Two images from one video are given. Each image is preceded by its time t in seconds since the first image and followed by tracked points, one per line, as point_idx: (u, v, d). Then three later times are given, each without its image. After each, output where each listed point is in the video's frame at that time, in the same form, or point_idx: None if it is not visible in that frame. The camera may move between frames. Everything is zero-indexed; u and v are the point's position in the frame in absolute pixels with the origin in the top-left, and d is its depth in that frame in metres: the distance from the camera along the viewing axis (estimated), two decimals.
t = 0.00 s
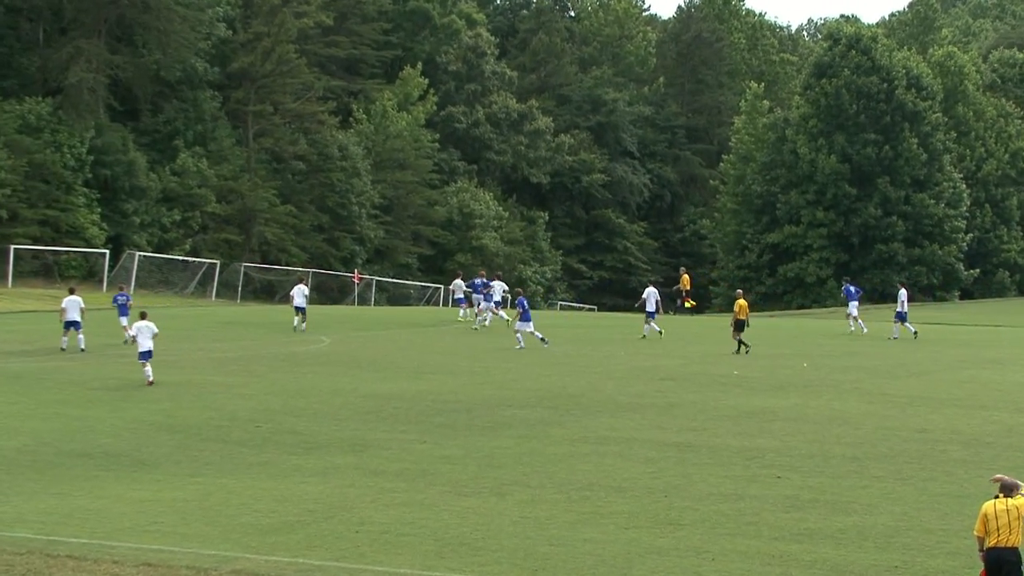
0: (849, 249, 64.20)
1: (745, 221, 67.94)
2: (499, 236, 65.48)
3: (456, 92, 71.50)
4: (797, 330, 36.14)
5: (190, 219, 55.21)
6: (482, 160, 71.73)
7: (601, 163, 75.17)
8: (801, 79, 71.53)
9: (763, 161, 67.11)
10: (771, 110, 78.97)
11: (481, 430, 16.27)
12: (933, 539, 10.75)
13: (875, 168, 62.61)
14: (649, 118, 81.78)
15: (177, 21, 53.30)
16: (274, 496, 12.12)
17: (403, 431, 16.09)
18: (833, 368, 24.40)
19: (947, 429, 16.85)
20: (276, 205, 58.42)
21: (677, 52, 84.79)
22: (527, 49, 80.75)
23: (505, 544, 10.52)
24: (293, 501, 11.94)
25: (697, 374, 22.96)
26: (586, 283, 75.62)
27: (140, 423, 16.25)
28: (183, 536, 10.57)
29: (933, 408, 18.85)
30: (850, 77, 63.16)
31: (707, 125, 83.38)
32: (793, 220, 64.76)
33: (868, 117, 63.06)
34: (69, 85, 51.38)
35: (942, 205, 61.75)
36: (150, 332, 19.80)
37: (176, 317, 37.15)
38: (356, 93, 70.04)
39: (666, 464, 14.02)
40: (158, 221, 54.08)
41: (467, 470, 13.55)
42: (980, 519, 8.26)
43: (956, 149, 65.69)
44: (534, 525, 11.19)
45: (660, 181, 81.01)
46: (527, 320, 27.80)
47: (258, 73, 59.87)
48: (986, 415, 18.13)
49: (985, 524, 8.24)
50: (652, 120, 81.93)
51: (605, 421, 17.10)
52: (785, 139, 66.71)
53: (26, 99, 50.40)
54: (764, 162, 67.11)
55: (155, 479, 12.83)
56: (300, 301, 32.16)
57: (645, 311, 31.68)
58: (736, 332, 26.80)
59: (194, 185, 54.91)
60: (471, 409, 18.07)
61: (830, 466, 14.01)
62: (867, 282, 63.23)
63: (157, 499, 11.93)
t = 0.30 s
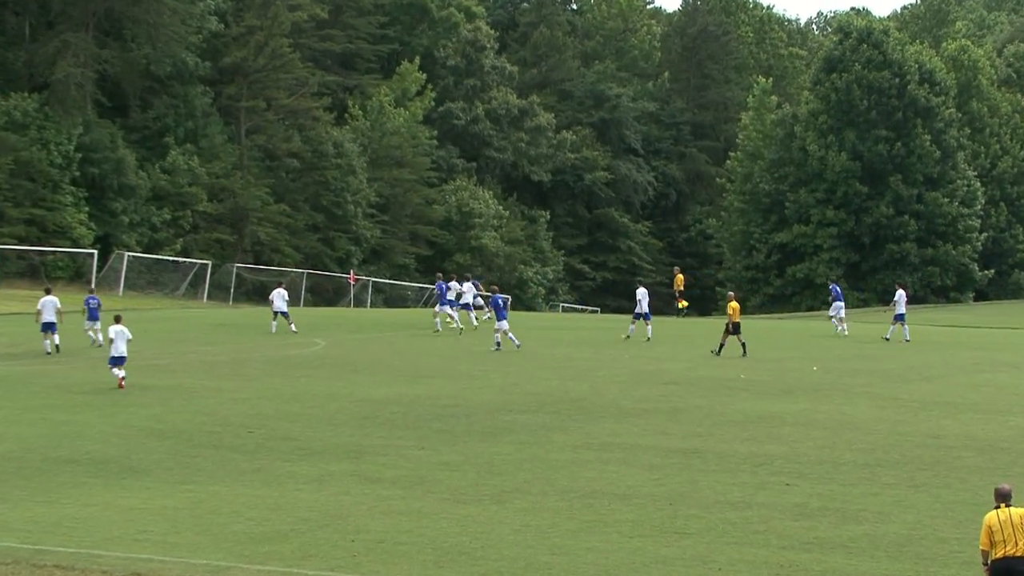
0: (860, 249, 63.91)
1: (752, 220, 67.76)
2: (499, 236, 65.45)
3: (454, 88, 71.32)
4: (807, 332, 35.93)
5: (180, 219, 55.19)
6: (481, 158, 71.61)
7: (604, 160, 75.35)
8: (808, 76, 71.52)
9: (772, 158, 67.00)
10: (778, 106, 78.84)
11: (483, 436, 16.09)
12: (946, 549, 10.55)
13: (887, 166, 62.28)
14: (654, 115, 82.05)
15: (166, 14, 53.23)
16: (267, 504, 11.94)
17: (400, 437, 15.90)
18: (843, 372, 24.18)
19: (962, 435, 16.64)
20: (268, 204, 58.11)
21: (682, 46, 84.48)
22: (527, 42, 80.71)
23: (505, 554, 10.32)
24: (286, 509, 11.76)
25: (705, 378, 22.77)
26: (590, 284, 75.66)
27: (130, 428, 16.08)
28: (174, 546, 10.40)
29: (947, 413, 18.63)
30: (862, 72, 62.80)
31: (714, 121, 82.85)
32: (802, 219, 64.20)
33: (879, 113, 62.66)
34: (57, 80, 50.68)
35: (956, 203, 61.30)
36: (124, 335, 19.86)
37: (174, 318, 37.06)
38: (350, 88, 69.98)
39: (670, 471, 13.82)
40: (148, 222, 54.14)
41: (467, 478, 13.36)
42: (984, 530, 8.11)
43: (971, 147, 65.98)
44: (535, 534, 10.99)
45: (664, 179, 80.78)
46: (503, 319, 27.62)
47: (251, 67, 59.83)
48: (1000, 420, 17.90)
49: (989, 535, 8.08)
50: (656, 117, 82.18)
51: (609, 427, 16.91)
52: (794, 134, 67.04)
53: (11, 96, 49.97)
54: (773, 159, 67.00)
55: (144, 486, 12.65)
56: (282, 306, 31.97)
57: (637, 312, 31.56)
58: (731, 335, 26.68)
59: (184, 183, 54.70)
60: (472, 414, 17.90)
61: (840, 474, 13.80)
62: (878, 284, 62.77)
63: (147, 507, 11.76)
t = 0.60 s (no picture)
0: (872, 254, 63.77)
1: (761, 223, 67.69)
2: (500, 239, 65.69)
3: (453, 87, 71.53)
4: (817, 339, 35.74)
5: (171, 221, 54.94)
6: (481, 160, 71.63)
7: (607, 161, 75.58)
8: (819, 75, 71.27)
9: (782, 160, 66.96)
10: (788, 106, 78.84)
11: (484, 446, 15.91)
12: (960, 563, 10.36)
13: (899, 167, 61.91)
14: (660, 115, 82.41)
15: (157, 12, 53.17)
16: (261, 517, 11.75)
17: (397, 447, 15.72)
18: (854, 381, 23.94)
19: (977, 445, 16.43)
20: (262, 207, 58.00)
21: (688, 44, 84.56)
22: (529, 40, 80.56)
23: (507, 568, 10.14)
24: (280, 522, 11.57)
25: (713, 387, 22.59)
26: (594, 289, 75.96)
27: (118, 439, 15.91)
28: (166, 560, 10.24)
29: (961, 422, 18.43)
30: (874, 71, 62.49)
31: (722, 122, 83.22)
32: (812, 222, 63.99)
33: (892, 113, 62.34)
34: (44, 80, 50.44)
35: (971, 206, 61.41)
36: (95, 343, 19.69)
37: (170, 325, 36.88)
38: (347, 87, 69.69)
39: (675, 482, 13.63)
40: (137, 225, 53.86)
41: (468, 489, 13.18)
42: (978, 542, 7.96)
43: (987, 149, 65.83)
44: (538, 548, 10.81)
45: (671, 180, 81.27)
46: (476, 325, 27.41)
47: (243, 67, 59.88)
48: (1016, 430, 17.69)
49: (984, 546, 7.94)
50: (663, 117, 82.51)
51: (614, 437, 16.73)
52: (804, 135, 67.09)
53: None
54: (782, 160, 66.95)
55: (134, 498, 12.48)
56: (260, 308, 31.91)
57: (626, 318, 31.54)
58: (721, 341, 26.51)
59: (175, 186, 54.73)
60: (474, 424, 17.73)
61: (852, 485, 13.60)
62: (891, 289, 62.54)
63: (137, 520, 11.59)
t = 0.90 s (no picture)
0: (888, 257, 63.41)
1: (774, 225, 67.65)
2: (504, 242, 65.92)
3: (455, 84, 71.50)
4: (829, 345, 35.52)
5: (166, 223, 54.98)
6: (484, 160, 71.69)
7: (614, 162, 75.73)
8: (832, 72, 70.90)
9: (794, 160, 66.74)
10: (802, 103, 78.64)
11: (488, 455, 15.74)
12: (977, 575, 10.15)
13: (916, 168, 61.65)
14: (667, 113, 82.09)
15: (149, 7, 53.20)
16: (258, 528, 11.58)
17: (398, 456, 15.54)
18: (868, 387, 23.70)
19: (996, 454, 16.21)
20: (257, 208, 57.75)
21: (699, 40, 84.38)
22: (533, 36, 80.31)
23: None
24: (278, 533, 11.41)
25: (724, 394, 22.40)
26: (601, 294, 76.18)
27: (110, 447, 15.73)
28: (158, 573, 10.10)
29: (978, 431, 18.21)
30: (890, 68, 62.37)
31: (732, 120, 83.09)
32: (826, 224, 63.84)
33: (908, 111, 62.25)
34: (34, 77, 50.30)
35: (990, 208, 61.22)
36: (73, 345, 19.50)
37: (168, 331, 36.68)
38: (346, 85, 69.45)
39: (684, 493, 13.43)
40: (130, 226, 53.55)
41: (472, 499, 13.01)
42: (984, 552, 7.79)
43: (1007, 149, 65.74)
44: (545, 560, 10.65)
45: (680, 182, 81.04)
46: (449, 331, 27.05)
47: (239, 66, 59.72)
48: None
49: (990, 557, 7.77)
50: (670, 115, 82.21)
51: (621, 446, 16.55)
52: (817, 134, 66.56)
53: None
54: (795, 160, 66.73)
55: (127, 509, 12.32)
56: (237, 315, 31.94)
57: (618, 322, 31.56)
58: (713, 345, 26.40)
59: (167, 187, 54.79)
60: (479, 432, 17.57)
61: (867, 495, 13.41)
62: (909, 293, 62.42)
63: (129, 531, 11.43)
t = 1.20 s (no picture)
0: (913, 259, 63.04)
1: (793, 226, 67.31)
2: (515, 243, 66.01)
3: (465, 81, 71.51)
4: (847, 349, 35.19)
5: (165, 224, 54.72)
6: (494, 158, 71.82)
7: (629, 160, 75.88)
8: (852, 68, 70.54)
9: (814, 158, 66.47)
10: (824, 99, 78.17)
11: (499, 463, 15.56)
12: None
13: (940, 166, 61.42)
14: (685, 110, 82.81)
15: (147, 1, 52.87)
16: (260, 538, 11.42)
17: (405, 464, 15.37)
18: (890, 393, 23.42)
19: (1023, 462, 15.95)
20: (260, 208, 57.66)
21: (716, 35, 84.66)
22: (545, 30, 80.06)
23: None
24: (281, 543, 11.24)
25: (741, 400, 22.16)
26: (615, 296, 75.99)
27: (109, 455, 15.59)
28: None
29: (1004, 438, 17.94)
30: (914, 64, 61.73)
31: (750, 117, 83.15)
32: (848, 224, 63.69)
33: (932, 108, 61.57)
34: (29, 73, 49.28)
35: (1016, 208, 61.01)
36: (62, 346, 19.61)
37: (170, 335, 36.56)
38: (350, 81, 69.54)
39: (700, 502, 13.23)
40: (129, 227, 53.28)
41: (483, 509, 12.83)
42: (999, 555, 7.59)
43: None
44: (559, 571, 10.45)
45: (697, 181, 81.39)
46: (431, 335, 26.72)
47: (238, 60, 59.58)
48: None
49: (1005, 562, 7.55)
50: (688, 112, 82.97)
51: (635, 453, 16.35)
52: (838, 131, 66.42)
53: None
54: (815, 159, 66.44)
55: (126, 519, 12.18)
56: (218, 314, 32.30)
57: (616, 323, 31.47)
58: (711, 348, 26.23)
59: (167, 186, 54.59)
60: (490, 439, 17.39)
61: (890, 505, 13.17)
62: (933, 296, 62.13)
63: (129, 541, 11.28)
